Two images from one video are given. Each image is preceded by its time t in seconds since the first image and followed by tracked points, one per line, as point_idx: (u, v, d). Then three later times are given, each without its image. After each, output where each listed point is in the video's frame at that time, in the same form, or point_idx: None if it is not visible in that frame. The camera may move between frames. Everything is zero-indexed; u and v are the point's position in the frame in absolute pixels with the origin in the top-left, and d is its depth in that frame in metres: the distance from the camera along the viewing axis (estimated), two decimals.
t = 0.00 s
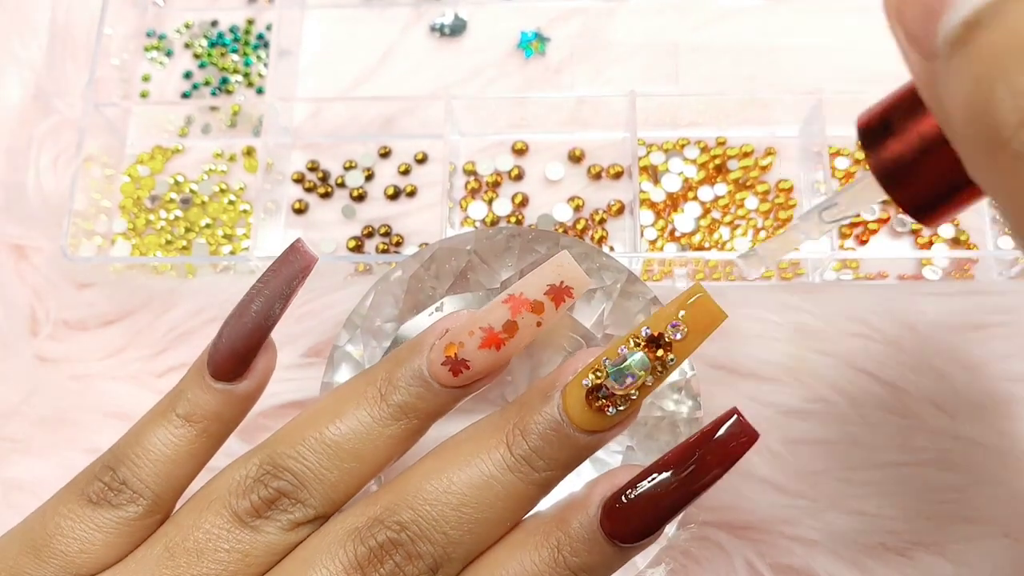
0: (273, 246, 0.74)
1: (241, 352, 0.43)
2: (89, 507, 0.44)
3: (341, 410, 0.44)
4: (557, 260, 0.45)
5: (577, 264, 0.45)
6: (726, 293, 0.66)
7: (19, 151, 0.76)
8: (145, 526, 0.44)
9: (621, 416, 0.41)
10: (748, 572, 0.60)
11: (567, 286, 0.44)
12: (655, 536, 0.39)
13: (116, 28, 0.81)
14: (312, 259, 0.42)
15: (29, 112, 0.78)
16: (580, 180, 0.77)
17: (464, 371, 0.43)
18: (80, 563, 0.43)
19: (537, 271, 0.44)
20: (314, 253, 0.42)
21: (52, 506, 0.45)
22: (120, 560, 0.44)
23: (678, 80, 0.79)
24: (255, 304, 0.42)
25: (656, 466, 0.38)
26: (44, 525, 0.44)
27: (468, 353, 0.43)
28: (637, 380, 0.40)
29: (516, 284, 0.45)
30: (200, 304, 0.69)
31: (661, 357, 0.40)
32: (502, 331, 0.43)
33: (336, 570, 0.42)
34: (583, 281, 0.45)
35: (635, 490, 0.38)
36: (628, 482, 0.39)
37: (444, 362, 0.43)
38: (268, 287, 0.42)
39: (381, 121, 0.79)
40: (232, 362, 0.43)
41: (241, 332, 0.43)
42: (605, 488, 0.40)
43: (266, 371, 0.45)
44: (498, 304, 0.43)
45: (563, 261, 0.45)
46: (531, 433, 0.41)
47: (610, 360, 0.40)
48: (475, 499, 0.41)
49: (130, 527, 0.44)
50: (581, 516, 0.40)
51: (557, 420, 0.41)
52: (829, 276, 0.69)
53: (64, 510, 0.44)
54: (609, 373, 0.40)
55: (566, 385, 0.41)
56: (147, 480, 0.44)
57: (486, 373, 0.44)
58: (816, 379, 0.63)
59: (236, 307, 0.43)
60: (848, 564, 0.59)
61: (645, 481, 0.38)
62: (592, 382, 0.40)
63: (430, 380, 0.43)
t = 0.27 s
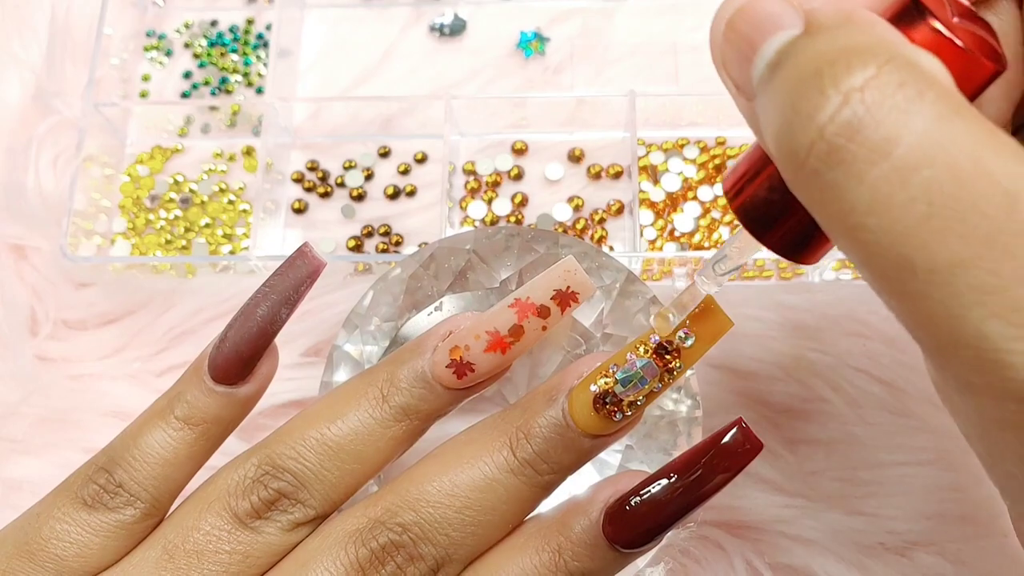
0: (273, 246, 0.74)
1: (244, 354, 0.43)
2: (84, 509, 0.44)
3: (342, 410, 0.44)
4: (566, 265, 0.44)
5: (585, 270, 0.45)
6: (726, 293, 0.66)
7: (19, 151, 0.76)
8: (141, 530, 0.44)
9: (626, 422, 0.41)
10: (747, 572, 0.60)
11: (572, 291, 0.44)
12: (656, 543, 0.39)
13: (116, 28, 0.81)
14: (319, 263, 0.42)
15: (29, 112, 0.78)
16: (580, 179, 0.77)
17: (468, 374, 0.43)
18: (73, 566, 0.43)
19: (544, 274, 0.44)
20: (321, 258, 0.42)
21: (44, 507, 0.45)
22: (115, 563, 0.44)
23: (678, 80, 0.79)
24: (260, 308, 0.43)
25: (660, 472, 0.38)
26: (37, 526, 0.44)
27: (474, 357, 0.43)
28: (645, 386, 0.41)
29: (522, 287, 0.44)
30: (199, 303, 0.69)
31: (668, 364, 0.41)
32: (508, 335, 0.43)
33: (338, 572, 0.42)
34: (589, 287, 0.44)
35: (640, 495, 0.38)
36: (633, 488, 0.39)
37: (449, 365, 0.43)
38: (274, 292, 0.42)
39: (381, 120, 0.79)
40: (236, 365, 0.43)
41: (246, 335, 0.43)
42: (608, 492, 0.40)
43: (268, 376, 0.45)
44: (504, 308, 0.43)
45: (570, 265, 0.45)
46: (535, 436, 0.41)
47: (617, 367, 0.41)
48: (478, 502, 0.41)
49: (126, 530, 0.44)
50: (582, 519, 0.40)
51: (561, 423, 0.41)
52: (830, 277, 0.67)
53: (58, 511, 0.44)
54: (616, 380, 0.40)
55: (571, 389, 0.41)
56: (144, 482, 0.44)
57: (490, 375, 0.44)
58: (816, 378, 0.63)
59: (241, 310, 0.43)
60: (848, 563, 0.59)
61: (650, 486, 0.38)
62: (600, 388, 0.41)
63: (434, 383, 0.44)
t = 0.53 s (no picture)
0: (273, 246, 0.74)
1: (244, 356, 0.43)
2: (84, 510, 0.44)
3: (340, 411, 0.44)
4: (564, 266, 0.44)
5: (585, 272, 0.45)
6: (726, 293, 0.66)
7: (19, 151, 0.76)
8: (141, 531, 0.44)
9: (625, 423, 0.41)
10: (747, 572, 0.60)
11: (572, 292, 0.44)
12: (655, 545, 0.39)
13: (116, 28, 0.81)
14: (319, 265, 0.42)
15: (29, 112, 0.78)
16: (580, 179, 0.77)
17: (467, 375, 0.43)
18: (74, 567, 0.43)
19: (543, 275, 0.44)
20: (321, 260, 0.42)
21: (44, 507, 0.45)
22: (114, 564, 0.44)
23: (678, 80, 0.79)
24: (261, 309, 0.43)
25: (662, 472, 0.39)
26: (35, 526, 0.44)
27: (472, 357, 0.43)
28: (645, 387, 0.41)
29: (521, 288, 0.44)
30: (200, 304, 0.69)
31: (666, 364, 0.41)
32: (506, 336, 0.43)
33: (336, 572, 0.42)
34: (588, 288, 0.44)
35: (641, 496, 0.38)
36: (632, 488, 0.39)
37: (447, 366, 0.43)
38: (274, 293, 0.42)
39: (381, 120, 0.79)
40: (235, 367, 0.43)
41: (246, 337, 0.43)
42: (607, 494, 0.40)
43: (268, 378, 0.45)
44: (503, 308, 0.44)
45: (569, 266, 0.44)
46: (533, 437, 0.41)
47: (617, 368, 0.41)
48: (477, 503, 0.41)
49: (126, 531, 0.44)
50: (580, 521, 0.40)
51: (560, 424, 0.41)
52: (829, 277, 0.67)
53: (58, 512, 0.44)
54: (615, 381, 0.40)
55: (571, 390, 0.41)
56: (144, 483, 0.44)
57: (490, 376, 0.44)
58: (816, 379, 0.63)
59: (241, 311, 0.43)
60: (848, 564, 0.59)
61: (652, 486, 0.38)
62: (599, 389, 0.41)
63: (432, 383, 0.44)
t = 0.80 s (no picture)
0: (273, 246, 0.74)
1: (233, 344, 0.44)
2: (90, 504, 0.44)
3: (330, 404, 0.44)
4: (529, 247, 0.45)
5: (552, 252, 0.45)
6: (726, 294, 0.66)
7: (19, 151, 0.76)
8: (146, 522, 0.44)
9: (604, 404, 0.41)
10: (747, 573, 0.60)
11: (539, 270, 0.44)
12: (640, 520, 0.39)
13: (115, 29, 0.81)
14: (294, 248, 0.42)
15: (29, 112, 0.78)
16: (579, 180, 0.77)
17: (440, 361, 0.43)
18: (85, 561, 0.43)
19: (509, 258, 0.45)
20: (294, 243, 0.42)
21: (62, 503, 0.46)
22: (121, 553, 0.43)
23: (678, 81, 0.79)
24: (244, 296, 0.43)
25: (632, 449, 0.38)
26: (54, 518, 0.45)
27: (443, 342, 0.43)
28: (616, 362, 0.41)
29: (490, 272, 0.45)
30: (199, 304, 0.69)
31: (637, 339, 0.42)
32: (473, 318, 0.43)
33: (324, 561, 0.41)
34: (557, 267, 0.45)
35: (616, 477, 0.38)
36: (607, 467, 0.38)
37: (421, 353, 0.43)
38: (249, 278, 0.42)
39: (380, 121, 0.79)
40: (225, 355, 0.44)
41: (232, 325, 0.43)
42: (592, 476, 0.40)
43: (261, 364, 0.45)
44: (471, 291, 0.44)
45: (537, 247, 0.45)
46: (519, 427, 0.41)
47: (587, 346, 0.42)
48: (463, 493, 0.41)
49: (132, 521, 0.44)
50: (567, 505, 0.39)
51: (546, 414, 0.41)
52: (829, 277, 0.68)
53: (73, 502, 0.45)
54: (588, 359, 0.41)
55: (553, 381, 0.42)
56: (150, 470, 0.44)
57: (466, 362, 0.44)
58: (816, 379, 0.63)
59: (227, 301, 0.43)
60: (848, 564, 0.59)
61: (620, 472, 0.38)
62: (572, 369, 0.41)
63: (412, 372, 0.43)
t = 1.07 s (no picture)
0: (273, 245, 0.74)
1: (235, 336, 0.44)
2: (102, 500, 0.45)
3: (330, 399, 0.44)
4: (526, 237, 0.43)
5: (549, 243, 0.43)
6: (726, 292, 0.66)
7: (19, 150, 0.76)
8: (158, 514, 0.45)
9: (602, 395, 0.40)
10: (747, 572, 0.60)
11: (534, 262, 0.42)
12: (638, 513, 0.39)
13: (116, 28, 0.81)
14: (297, 244, 0.41)
15: (29, 111, 0.78)
16: (580, 179, 0.77)
17: (438, 353, 0.43)
18: (95, 553, 0.44)
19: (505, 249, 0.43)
20: (298, 239, 0.41)
21: (71, 500, 0.47)
22: (131, 545, 0.44)
23: (678, 80, 0.79)
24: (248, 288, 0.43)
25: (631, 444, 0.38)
26: (62, 515, 0.46)
27: (440, 334, 0.43)
28: (615, 352, 0.40)
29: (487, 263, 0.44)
30: (199, 303, 0.69)
31: (637, 329, 0.40)
32: (470, 310, 0.42)
33: (325, 556, 0.41)
34: (554, 258, 0.43)
35: (615, 471, 0.38)
36: (606, 462, 0.38)
37: (417, 345, 0.43)
38: (253, 270, 0.42)
39: (380, 120, 0.79)
40: (229, 347, 0.44)
41: (235, 317, 0.43)
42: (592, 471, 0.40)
43: (265, 356, 0.46)
44: (466, 283, 0.43)
45: (532, 238, 0.43)
46: (519, 421, 0.41)
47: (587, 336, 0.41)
48: (463, 487, 0.41)
49: (144, 514, 0.45)
50: (567, 499, 0.40)
51: (546, 408, 0.41)
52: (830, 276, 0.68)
53: (80, 498, 0.46)
54: (586, 349, 0.41)
55: (552, 374, 0.42)
56: (155, 465, 0.45)
57: (464, 355, 0.43)
58: (816, 377, 0.63)
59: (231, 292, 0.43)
60: (848, 563, 0.59)
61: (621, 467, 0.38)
62: (572, 360, 0.41)
63: (411, 367, 0.43)
